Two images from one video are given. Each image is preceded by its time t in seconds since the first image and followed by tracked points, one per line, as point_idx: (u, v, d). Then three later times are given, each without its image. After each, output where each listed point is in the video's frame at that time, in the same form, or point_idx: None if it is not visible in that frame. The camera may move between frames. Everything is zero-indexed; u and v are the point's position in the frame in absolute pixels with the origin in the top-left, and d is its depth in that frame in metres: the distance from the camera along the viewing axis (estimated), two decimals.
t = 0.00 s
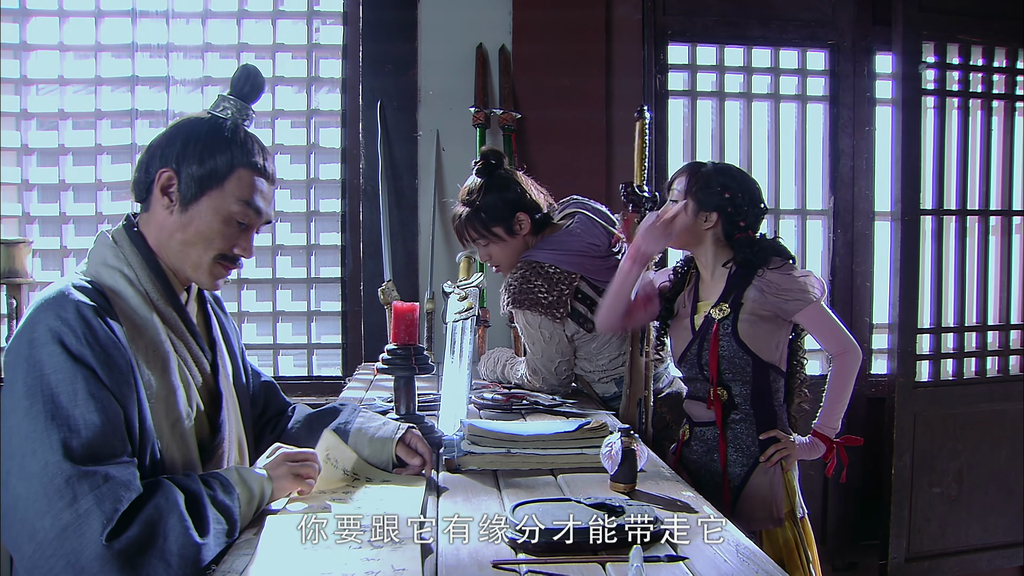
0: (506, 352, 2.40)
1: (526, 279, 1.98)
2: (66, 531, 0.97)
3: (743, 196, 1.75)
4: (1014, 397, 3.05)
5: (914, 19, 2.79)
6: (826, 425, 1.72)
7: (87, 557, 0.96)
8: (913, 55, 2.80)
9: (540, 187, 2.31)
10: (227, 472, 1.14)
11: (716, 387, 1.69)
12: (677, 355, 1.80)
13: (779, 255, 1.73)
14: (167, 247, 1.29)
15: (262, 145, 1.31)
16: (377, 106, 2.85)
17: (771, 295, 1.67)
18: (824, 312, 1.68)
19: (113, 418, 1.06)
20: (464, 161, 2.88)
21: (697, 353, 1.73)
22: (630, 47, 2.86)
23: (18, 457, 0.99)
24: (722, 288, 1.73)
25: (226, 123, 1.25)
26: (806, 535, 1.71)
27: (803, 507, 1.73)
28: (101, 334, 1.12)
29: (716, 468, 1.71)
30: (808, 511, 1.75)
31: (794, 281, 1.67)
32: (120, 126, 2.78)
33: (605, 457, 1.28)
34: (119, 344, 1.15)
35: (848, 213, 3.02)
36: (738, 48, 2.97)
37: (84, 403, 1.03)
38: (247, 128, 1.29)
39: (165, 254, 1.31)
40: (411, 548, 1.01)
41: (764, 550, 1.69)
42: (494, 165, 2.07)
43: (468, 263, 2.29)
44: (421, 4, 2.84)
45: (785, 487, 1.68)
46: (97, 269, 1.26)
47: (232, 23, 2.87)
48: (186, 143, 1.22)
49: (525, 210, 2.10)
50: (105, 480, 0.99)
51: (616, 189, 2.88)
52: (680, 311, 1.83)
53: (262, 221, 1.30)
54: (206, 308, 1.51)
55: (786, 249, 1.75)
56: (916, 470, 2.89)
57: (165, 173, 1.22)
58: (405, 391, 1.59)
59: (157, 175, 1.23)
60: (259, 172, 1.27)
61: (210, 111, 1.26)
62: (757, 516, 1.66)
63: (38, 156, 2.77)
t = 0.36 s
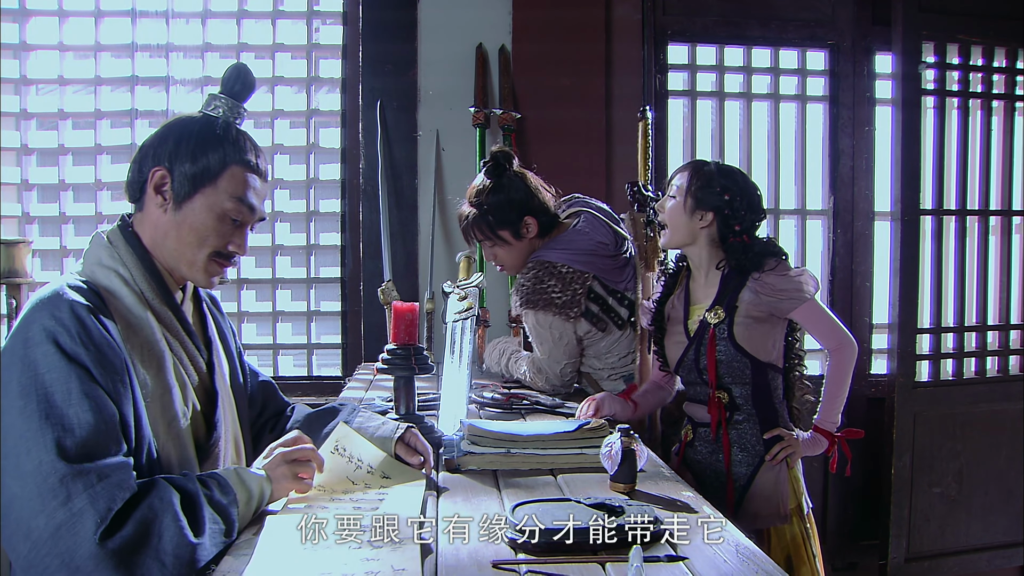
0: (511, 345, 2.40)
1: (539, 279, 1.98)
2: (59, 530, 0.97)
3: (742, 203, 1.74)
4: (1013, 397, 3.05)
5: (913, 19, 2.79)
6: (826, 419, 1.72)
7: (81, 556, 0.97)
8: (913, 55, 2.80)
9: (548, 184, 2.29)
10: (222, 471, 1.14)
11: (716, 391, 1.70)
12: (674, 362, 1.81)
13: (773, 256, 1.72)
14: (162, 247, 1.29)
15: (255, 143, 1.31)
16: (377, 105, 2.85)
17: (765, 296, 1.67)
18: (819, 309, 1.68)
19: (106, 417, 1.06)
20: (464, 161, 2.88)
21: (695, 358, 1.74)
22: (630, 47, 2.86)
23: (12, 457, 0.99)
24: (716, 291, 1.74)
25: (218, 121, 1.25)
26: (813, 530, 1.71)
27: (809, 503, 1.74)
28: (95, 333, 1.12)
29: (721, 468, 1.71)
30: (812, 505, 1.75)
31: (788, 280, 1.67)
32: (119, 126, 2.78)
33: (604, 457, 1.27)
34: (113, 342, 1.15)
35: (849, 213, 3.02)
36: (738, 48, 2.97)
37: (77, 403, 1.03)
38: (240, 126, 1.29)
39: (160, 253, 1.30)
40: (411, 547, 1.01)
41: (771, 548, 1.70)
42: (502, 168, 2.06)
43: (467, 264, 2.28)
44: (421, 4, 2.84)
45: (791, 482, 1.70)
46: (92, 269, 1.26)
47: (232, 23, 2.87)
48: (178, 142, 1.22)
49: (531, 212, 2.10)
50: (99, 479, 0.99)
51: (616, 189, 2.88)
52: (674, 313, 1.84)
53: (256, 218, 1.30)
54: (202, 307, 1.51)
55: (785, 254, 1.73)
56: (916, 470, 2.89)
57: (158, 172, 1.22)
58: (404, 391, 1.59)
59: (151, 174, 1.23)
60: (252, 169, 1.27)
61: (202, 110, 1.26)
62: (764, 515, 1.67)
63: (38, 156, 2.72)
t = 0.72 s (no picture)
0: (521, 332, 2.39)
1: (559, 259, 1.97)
2: (58, 529, 0.97)
3: (745, 192, 1.75)
4: (1013, 397, 3.05)
5: (913, 19, 2.79)
6: (821, 425, 1.71)
7: (80, 555, 0.97)
8: (913, 54, 2.80)
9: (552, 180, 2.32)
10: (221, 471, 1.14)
11: (736, 391, 1.68)
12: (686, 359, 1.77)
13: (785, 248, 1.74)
14: (161, 246, 1.29)
15: (253, 143, 1.31)
16: (377, 105, 2.85)
17: (786, 295, 1.69)
18: (828, 314, 1.69)
19: (106, 416, 1.05)
20: (464, 161, 2.88)
21: (714, 354, 1.71)
22: (629, 47, 2.86)
23: (11, 456, 0.99)
24: (736, 289, 1.72)
25: (217, 121, 1.25)
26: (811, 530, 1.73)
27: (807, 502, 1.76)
28: (95, 332, 1.12)
29: (727, 471, 1.70)
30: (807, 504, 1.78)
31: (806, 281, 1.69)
32: (119, 126, 2.77)
33: (604, 457, 1.27)
34: (113, 342, 1.15)
35: (848, 213, 3.02)
36: (738, 48, 2.97)
37: (76, 401, 1.03)
38: (239, 126, 1.29)
39: (159, 254, 1.30)
40: (411, 547, 1.01)
41: (774, 547, 1.71)
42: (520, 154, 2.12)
43: (467, 264, 2.28)
44: (421, 4, 2.84)
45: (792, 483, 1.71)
46: (92, 268, 1.26)
47: (231, 23, 2.87)
48: (177, 142, 1.22)
49: (542, 201, 2.13)
50: (97, 478, 0.99)
51: (615, 189, 2.88)
52: (686, 311, 1.80)
53: (255, 218, 1.30)
54: (202, 308, 1.51)
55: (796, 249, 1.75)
56: (916, 470, 2.89)
57: (157, 172, 1.23)
58: (404, 391, 1.59)
59: (150, 174, 1.23)
60: (251, 169, 1.27)
61: (200, 110, 1.26)
62: (770, 515, 1.67)
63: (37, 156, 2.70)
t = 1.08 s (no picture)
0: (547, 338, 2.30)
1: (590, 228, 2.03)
2: (61, 529, 0.97)
3: (751, 192, 1.76)
4: (1013, 397, 3.05)
5: (913, 19, 2.79)
6: (827, 428, 1.72)
7: (81, 555, 0.96)
8: (912, 54, 2.80)
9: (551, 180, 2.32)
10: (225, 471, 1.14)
11: (747, 391, 1.69)
12: (699, 362, 1.78)
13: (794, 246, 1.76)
14: (164, 247, 1.29)
15: (258, 145, 1.31)
16: (376, 105, 2.84)
17: (798, 294, 1.69)
18: (839, 314, 1.69)
19: (108, 416, 1.05)
20: (463, 161, 2.88)
21: (728, 352, 1.72)
22: (629, 47, 2.86)
23: (13, 455, 0.99)
24: (747, 291, 1.73)
25: (222, 123, 1.25)
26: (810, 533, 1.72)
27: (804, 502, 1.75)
28: (98, 332, 1.12)
29: (731, 470, 1.69)
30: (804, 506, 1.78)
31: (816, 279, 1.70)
32: (119, 126, 2.77)
33: (603, 457, 1.27)
34: (116, 342, 1.15)
35: (848, 213, 3.02)
36: (738, 48, 2.97)
37: (80, 401, 1.03)
38: (244, 128, 1.29)
39: (162, 254, 1.30)
40: (410, 547, 1.01)
41: (773, 549, 1.69)
42: (517, 147, 2.14)
43: (467, 264, 2.27)
44: (421, 4, 2.84)
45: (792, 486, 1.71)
46: (94, 268, 1.26)
47: (230, 23, 2.86)
48: (182, 144, 1.22)
49: (537, 193, 2.13)
50: (101, 477, 1.00)
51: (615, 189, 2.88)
52: (697, 312, 1.81)
53: (258, 220, 1.30)
54: (203, 308, 1.51)
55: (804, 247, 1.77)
56: (916, 470, 2.89)
57: (162, 172, 1.22)
58: (403, 392, 1.59)
59: (154, 175, 1.23)
60: (255, 171, 1.27)
61: (206, 112, 1.26)
62: (770, 515, 1.67)
63: (37, 156, 2.73)
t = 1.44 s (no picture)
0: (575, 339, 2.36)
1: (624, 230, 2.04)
2: (65, 528, 0.97)
3: (751, 192, 1.77)
4: (1013, 398, 3.05)
5: (913, 19, 2.80)
6: (831, 425, 1.72)
7: (85, 554, 0.96)
8: (912, 54, 2.80)
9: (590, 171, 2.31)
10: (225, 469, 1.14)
11: (754, 391, 1.69)
12: (704, 362, 1.77)
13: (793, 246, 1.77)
14: (166, 247, 1.29)
15: (261, 147, 1.31)
16: (376, 105, 2.84)
17: (799, 292, 1.70)
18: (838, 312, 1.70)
19: (111, 415, 1.05)
20: (463, 161, 2.88)
21: (734, 353, 1.72)
22: (629, 47, 2.86)
23: (17, 455, 0.99)
24: (750, 290, 1.73)
25: (226, 124, 1.25)
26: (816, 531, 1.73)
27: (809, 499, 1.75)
28: (101, 332, 1.12)
29: (740, 471, 1.69)
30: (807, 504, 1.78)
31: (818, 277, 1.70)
32: (119, 126, 2.76)
33: (603, 457, 1.27)
34: (118, 342, 1.15)
35: (847, 213, 3.02)
36: (738, 48, 2.97)
37: (85, 401, 1.03)
38: (247, 130, 1.29)
39: (164, 255, 1.30)
40: (410, 547, 1.01)
41: (784, 550, 1.69)
42: (554, 139, 2.12)
43: (466, 265, 2.27)
44: (421, 4, 2.84)
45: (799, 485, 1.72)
46: (95, 268, 1.26)
47: (230, 23, 2.86)
48: (185, 145, 1.21)
49: (569, 189, 2.12)
50: (105, 476, 1.00)
51: (615, 189, 2.88)
52: (700, 314, 1.80)
53: (260, 222, 1.30)
54: (204, 307, 1.51)
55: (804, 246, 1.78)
56: (916, 470, 2.89)
57: (165, 173, 1.22)
58: (403, 392, 1.59)
59: (157, 176, 1.23)
60: (258, 174, 1.27)
61: (210, 112, 1.27)
62: (779, 515, 1.68)
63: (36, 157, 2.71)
